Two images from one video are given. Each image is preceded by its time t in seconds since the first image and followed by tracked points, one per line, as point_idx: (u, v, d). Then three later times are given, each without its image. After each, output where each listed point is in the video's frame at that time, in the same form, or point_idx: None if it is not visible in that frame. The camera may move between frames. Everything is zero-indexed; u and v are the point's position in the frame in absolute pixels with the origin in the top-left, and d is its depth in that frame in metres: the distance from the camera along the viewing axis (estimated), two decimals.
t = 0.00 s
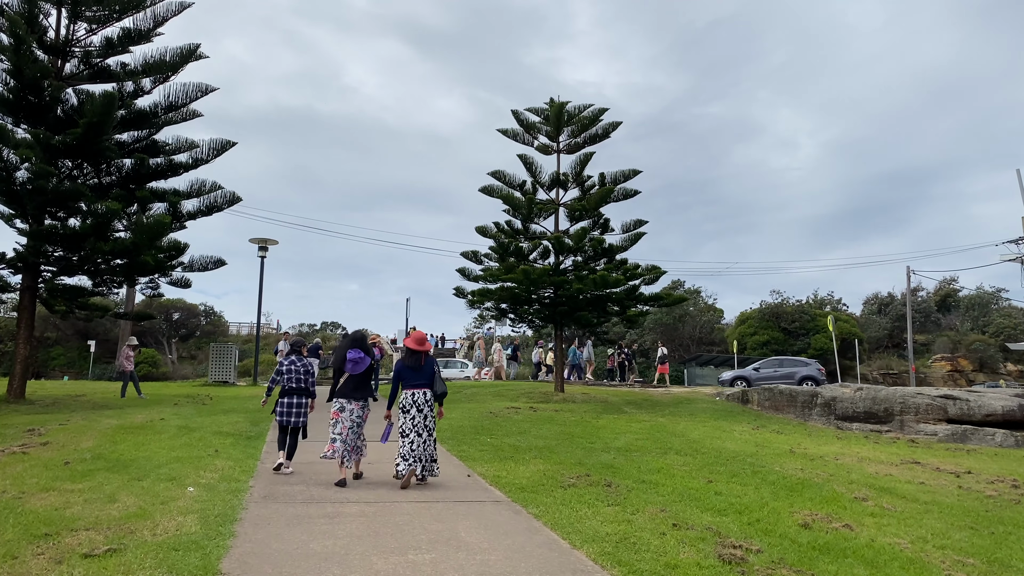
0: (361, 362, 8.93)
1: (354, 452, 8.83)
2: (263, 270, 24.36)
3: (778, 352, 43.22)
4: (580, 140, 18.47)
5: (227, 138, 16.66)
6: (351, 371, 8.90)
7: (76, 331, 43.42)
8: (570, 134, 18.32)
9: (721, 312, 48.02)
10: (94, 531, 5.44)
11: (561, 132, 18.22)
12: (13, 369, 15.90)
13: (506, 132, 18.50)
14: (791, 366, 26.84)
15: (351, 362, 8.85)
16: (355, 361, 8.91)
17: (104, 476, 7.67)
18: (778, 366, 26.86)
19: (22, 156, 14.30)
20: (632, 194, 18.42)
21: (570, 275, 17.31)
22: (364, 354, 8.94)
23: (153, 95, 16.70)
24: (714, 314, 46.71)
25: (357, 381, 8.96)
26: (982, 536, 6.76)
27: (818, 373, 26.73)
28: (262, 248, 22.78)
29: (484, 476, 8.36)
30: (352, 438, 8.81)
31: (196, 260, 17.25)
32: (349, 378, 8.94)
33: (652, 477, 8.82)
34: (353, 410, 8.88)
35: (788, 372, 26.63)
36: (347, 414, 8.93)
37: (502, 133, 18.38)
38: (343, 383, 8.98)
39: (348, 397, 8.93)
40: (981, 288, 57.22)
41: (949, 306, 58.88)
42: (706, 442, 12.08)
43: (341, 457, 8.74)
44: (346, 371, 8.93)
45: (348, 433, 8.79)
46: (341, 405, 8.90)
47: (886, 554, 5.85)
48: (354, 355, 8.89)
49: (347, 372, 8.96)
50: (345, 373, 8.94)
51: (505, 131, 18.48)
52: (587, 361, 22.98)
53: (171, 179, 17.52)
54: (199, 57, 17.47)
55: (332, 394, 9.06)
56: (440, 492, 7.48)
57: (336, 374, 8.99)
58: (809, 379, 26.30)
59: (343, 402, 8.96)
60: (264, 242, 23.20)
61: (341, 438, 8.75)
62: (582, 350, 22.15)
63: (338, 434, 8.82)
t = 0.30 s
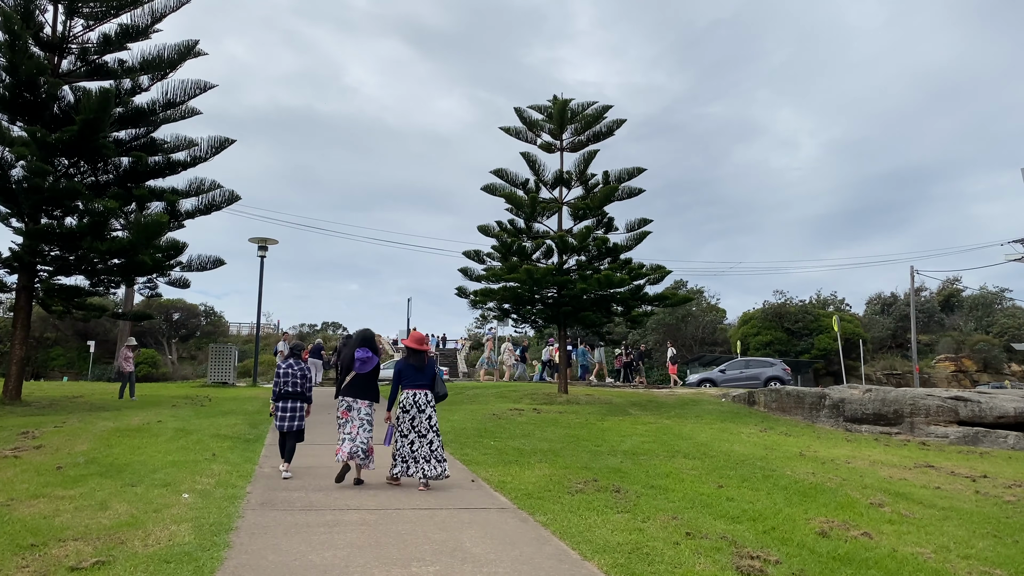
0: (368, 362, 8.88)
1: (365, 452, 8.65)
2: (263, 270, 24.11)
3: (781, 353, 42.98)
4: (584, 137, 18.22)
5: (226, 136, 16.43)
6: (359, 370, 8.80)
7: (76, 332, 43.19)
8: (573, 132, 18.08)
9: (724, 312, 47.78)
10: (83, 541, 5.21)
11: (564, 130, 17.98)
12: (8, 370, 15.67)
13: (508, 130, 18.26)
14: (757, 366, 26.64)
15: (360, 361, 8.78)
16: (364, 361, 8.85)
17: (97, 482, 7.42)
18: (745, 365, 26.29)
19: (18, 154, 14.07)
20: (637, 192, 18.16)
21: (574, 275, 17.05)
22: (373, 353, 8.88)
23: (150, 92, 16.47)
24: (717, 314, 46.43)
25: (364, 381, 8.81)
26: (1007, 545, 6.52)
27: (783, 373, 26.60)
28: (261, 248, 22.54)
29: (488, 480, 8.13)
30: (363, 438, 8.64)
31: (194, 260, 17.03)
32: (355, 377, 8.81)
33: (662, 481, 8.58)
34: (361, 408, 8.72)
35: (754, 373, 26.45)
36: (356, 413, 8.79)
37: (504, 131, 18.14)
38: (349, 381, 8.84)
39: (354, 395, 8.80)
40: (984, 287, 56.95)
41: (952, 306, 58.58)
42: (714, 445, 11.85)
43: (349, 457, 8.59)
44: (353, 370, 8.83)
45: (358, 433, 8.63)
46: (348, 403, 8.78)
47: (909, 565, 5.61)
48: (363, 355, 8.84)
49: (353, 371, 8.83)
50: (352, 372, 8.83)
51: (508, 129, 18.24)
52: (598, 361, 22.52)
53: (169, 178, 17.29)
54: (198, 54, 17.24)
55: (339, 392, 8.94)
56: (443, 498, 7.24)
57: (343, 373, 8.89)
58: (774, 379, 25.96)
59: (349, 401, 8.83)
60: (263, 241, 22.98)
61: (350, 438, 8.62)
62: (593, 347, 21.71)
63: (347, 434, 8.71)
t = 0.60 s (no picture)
0: (371, 362, 8.62)
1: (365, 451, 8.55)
2: (264, 269, 23.88)
3: (785, 353, 42.75)
4: (589, 134, 17.98)
5: (227, 133, 16.22)
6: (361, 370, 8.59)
7: (76, 332, 43.00)
8: (578, 129, 17.85)
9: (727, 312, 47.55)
10: (75, 548, 4.99)
11: (569, 126, 17.75)
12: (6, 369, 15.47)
13: (512, 127, 18.03)
14: (723, 365, 26.32)
15: (361, 362, 8.53)
16: (367, 361, 8.60)
17: (93, 485, 7.20)
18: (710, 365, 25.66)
19: (15, 150, 13.87)
20: (642, 189, 17.92)
21: (579, 273, 16.81)
22: (376, 354, 8.61)
23: (150, 88, 16.25)
24: (720, 314, 46.16)
25: (368, 382, 8.61)
26: None
27: (747, 371, 26.38)
28: (262, 247, 22.32)
29: (495, 482, 7.90)
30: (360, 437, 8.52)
31: (195, 258, 16.81)
32: (358, 377, 8.62)
33: (674, 484, 8.36)
34: (361, 408, 8.54)
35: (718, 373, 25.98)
36: (357, 414, 8.62)
37: (509, 128, 17.90)
38: (352, 381, 8.66)
39: (356, 396, 8.60)
40: (989, 287, 56.68)
41: (956, 306, 58.28)
42: (724, 447, 11.63)
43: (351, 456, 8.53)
44: (357, 370, 8.65)
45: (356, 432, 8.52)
46: (350, 404, 8.61)
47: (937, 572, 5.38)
48: (365, 355, 8.58)
49: (357, 371, 8.64)
50: (355, 372, 8.65)
51: (512, 126, 18.01)
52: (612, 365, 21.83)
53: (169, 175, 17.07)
54: (198, 49, 17.02)
55: (343, 392, 8.76)
56: (450, 501, 7.01)
57: (347, 374, 8.70)
58: (739, 379, 25.61)
59: (352, 401, 8.65)
60: (265, 240, 22.77)
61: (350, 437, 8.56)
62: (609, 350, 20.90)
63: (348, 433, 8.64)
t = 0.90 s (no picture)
0: (371, 364, 8.47)
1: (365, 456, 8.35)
2: (267, 270, 23.64)
3: (791, 353, 42.46)
4: (596, 133, 17.74)
5: (229, 131, 15.99)
6: (361, 372, 8.40)
7: (77, 332, 42.80)
8: (584, 127, 17.60)
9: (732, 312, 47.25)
10: (70, 562, 4.75)
11: (575, 125, 17.50)
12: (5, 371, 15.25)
13: (518, 125, 17.79)
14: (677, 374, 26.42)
15: (361, 363, 8.36)
16: (367, 362, 8.44)
17: (90, 492, 6.97)
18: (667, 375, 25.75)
19: (14, 149, 13.66)
20: (650, 188, 17.67)
21: (585, 274, 16.57)
22: (375, 355, 8.48)
23: (151, 86, 16.03)
24: (725, 314, 45.88)
25: (369, 384, 8.38)
26: None
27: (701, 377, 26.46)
28: (265, 247, 22.09)
29: (506, 489, 7.65)
30: (359, 440, 8.34)
31: (196, 258, 16.58)
32: (359, 379, 8.40)
33: (689, 491, 8.11)
34: (361, 411, 8.31)
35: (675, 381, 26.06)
36: (356, 417, 8.39)
37: (514, 127, 17.66)
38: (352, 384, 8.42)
39: (357, 398, 8.37)
40: (994, 287, 56.29)
41: (962, 306, 57.90)
42: (737, 451, 11.38)
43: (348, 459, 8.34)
44: (357, 373, 8.43)
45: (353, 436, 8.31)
46: (351, 406, 8.37)
47: None
48: (364, 357, 8.41)
49: (357, 374, 8.44)
50: (354, 375, 8.45)
51: (517, 124, 17.77)
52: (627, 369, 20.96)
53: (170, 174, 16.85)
54: (199, 47, 16.79)
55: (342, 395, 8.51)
56: (460, 509, 6.77)
57: (347, 377, 8.47)
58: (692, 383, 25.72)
59: (352, 403, 8.41)
60: (268, 240, 22.54)
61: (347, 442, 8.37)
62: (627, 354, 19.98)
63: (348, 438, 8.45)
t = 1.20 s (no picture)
0: (374, 362, 8.28)
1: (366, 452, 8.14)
2: (270, 269, 23.41)
3: (796, 354, 42.18)
4: (603, 130, 17.51)
5: (232, 128, 15.79)
6: (364, 371, 8.25)
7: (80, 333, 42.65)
8: (591, 124, 17.37)
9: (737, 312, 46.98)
10: (64, 571, 4.52)
11: (582, 121, 17.27)
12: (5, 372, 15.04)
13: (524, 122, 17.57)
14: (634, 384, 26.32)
15: (364, 362, 8.18)
16: (369, 361, 8.25)
17: (88, 496, 6.74)
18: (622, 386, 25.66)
19: (14, 146, 13.45)
20: (658, 186, 17.43)
21: (592, 273, 16.33)
22: (378, 353, 8.26)
23: (152, 82, 15.84)
24: (730, 314, 45.62)
25: (373, 382, 8.25)
26: None
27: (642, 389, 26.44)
28: (268, 246, 21.88)
29: (516, 493, 7.41)
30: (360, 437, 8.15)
31: (198, 257, 16.37)
32: (363, 377, 8.27)
33: (705, 495, 7.88)
34: (366, 408, 8.15)
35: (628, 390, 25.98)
36: (360, 414, 8.22)
37: (520, 124, 17.43)
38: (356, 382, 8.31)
39: (361, 396, 8.23)
40: (1000, 287, 55.93)
41: (967, 305, 57.55)
42: (749, 452, 11.15)
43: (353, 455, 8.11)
44: (360, 371, 8.29)
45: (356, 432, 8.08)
46: (355, 405, 8.22)
47: None
48: (366, 355, 8.22)
49: (359, 372, 8.31)
50: (358, 373, 8.31)
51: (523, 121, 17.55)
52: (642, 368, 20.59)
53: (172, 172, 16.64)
54: (201, 43, 16.59)
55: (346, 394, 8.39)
56: (471, 514, 6.53)
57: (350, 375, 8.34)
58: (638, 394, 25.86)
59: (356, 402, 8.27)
60: (271, 239, 22.33)
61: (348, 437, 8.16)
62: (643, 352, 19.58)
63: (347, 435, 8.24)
